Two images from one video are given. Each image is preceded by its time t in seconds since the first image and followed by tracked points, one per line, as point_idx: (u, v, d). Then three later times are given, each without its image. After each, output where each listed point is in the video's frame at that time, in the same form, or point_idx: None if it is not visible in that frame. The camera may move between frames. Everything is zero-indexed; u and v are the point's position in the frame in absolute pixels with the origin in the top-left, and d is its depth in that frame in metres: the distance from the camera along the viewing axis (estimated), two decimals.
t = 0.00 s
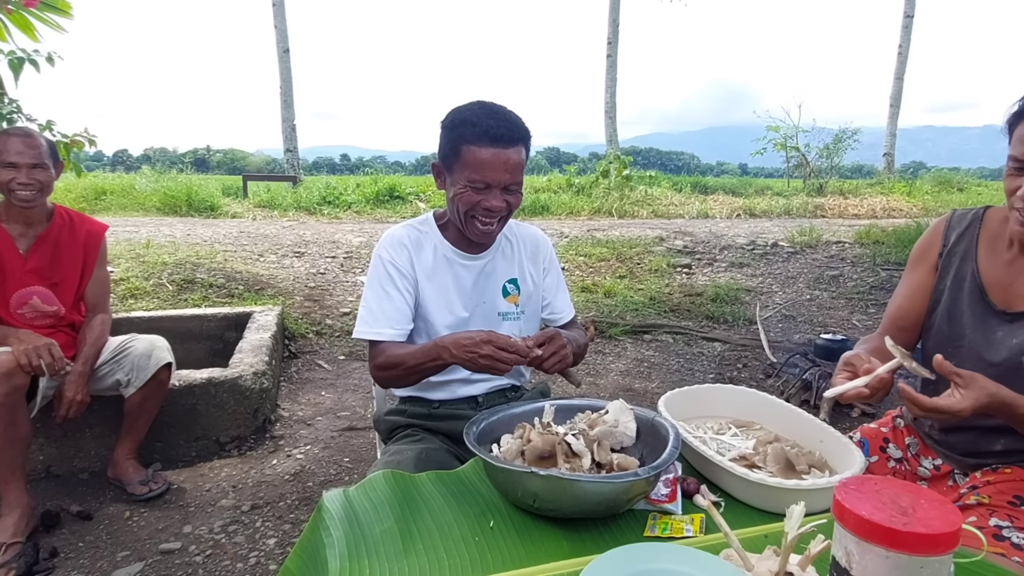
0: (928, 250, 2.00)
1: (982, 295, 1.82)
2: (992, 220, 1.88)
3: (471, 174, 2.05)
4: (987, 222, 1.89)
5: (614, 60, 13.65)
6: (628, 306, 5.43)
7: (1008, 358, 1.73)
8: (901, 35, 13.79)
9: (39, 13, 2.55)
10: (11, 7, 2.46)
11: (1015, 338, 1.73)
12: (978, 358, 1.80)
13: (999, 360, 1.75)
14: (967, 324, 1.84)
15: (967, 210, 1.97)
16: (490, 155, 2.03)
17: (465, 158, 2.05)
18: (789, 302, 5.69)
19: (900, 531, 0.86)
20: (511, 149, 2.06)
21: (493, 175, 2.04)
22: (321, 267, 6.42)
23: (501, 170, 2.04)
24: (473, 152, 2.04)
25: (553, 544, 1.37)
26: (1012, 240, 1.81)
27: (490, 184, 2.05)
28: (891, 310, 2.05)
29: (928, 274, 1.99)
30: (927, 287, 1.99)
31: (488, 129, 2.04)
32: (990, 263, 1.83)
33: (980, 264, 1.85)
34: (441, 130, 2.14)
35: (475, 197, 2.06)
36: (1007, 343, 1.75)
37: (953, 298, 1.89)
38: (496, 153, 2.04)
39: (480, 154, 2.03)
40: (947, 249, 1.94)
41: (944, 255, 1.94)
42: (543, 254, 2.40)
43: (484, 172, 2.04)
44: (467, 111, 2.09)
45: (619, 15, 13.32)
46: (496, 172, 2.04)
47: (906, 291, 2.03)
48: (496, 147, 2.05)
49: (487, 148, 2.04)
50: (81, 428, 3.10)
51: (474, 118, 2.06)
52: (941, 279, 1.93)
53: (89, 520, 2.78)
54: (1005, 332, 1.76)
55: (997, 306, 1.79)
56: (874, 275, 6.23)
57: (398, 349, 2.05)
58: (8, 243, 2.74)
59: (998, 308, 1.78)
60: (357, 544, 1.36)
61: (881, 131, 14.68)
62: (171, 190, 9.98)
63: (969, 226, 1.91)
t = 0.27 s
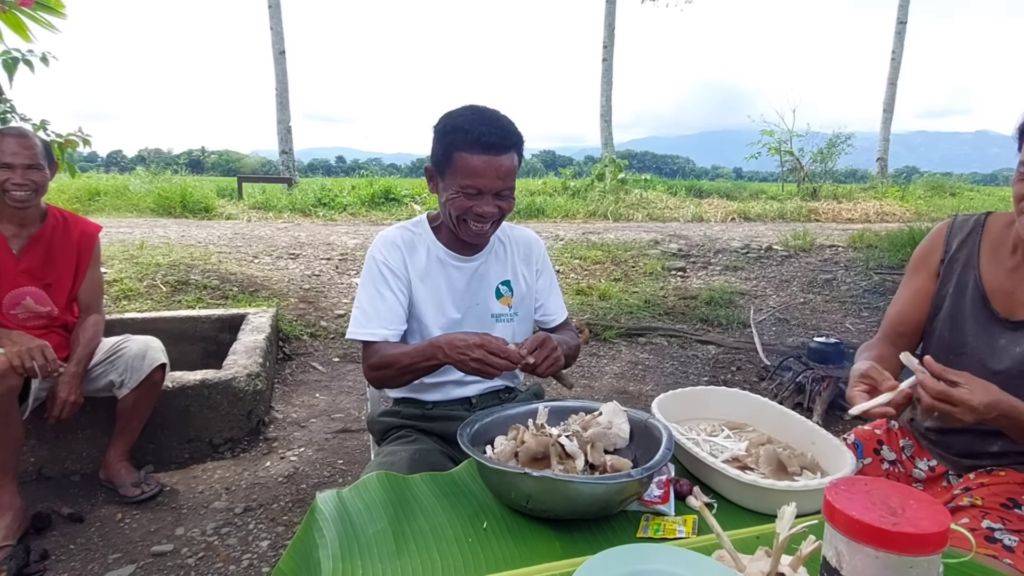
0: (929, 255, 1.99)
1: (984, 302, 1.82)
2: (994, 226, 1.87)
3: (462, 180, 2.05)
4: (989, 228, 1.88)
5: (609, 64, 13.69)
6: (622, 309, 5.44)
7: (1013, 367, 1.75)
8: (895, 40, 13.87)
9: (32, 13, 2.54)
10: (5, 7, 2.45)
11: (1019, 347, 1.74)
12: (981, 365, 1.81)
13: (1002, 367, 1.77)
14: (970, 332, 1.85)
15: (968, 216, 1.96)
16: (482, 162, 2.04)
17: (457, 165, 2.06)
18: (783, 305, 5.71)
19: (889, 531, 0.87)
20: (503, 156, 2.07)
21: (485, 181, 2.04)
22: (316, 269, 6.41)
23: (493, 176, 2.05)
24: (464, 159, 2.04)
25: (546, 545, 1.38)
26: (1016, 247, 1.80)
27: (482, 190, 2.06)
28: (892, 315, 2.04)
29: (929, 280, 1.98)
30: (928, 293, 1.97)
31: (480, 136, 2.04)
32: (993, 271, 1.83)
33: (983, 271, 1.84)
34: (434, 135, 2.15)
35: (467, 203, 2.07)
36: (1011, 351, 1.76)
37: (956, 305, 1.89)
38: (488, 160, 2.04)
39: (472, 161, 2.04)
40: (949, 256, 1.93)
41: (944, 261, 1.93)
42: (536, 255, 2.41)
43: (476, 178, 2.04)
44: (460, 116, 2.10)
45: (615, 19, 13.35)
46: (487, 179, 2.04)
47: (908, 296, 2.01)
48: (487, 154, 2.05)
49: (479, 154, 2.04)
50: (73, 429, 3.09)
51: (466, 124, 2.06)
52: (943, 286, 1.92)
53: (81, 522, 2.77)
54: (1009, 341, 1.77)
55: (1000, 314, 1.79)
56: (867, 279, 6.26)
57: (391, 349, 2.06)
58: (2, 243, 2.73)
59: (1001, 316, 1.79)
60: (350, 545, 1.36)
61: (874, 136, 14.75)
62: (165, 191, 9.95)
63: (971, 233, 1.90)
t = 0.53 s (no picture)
0: (926, 261, 2.00)
1: (982, 308, 1.83)
2: (992, 231, 1.88)
3: (454, 184, 2.05)
4: (986, 234, 1.89)
5: (605, 65, 13.71)
6: (618, 310, 5.45)
7: (1010, 374, 1.76)
8: (889, 43, 13.94)
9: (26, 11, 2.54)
10: None
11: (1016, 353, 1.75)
12: (979, 371, 1.83)
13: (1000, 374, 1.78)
14: (967, 337, 1.86)
15: (967, 219, 1.97)
16: (473, 166, 2.04)
17: (449, 168, 2.06)
18: (777, 307, 5.73)
19: (881, 531, 0.87)
20: (495, 159, 2.07)
21: (477, 184, 2.04)
22: (311, 269, 6.40)
23: (485, 180, 2.05)
24: (456, 162, 2.04)
25: (540, 545, 1.38)
26: (1013, 253, 1.80)
27: (474, 194, 2.05)
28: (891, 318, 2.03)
29: (925, 285, 1.99)
30: (926, 298, 1.98)
31: (472, 140, 2.04)
32: (991, 277, 1.83)
33: (980, 277, 1.85)
34: (427, 138, 2.15)
35: (459, 206, 2.07)
36: (1008, 358, 1.77)
37: (953, 311, 1.90)
38: (480, 164, 2.04)
39: (463, 165, 2.04)
40: (946, 261, 1.93)
41: (941, 267, 1.94)
42: (530, 255, 2.41)
43: (468, 182, 2.04)
44: (452, 120, 2.10)
45: (610, 20, 13.37)
46: (479, 182, 2.04)
47: (904, 300, 2.02)
48: (479, 157, 2.05)
49: (470, 158, 2.04)
50: (66, 430, 3.08)
51: (458, 128, 2.06)
52: (940, 292, 1.93)
53: (73, 523, 2.76)
54: (1005, 348, 1.78)
55: (997, 320, 1.80)
56: (861, 280, 6.29)
57: (385, 348, 2.05)
58: None
59: (999, 322, 1.80)
60: (343, 545, 1.36)
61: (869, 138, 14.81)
62: (159, 191, 9.92)
63: (968, 239, 1.91)
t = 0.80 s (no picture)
0: (925, 267, 1.99)
1: (982, 316, 1.83)
2: (991, 238, 1.88)
3: (450, 186, 2.05)
4: (986, 240, 1.89)
5: (603, 67, 13.73)
6: (615, 310, 5.45)
7: (1009, 383, 1.77)
8: (885, 45, 13.99)
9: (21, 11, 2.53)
10: None
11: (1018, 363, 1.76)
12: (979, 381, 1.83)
13: (1000, 383, 1.79)
14: (967, 345, 1.86)
15: (966, 223, 1.96)
16: (469, 168, 2.03)
17: (444, 170, 2.05)
18: (775, 308, 5.73)
19: (876, 532, 0.87)
20: (491, 161, 2.06)
21: (472, 187, 2.04)
22: (308, 270, 6.39)
23: (480, 182, 2.04)
24: (451, 165, 2.04)
25: (536, 546, 1.38)
26: (1014, 261, 1.80)
27: (470, 196, 2.05)
28: (890, 325, 2.03)
29: (924, 291, 1.98)
30: (924, 304, 1.98)
31: (467, 142, 2.04)
32: (991, 284, 1.83)
33: (981, 285, 1.85)
34: (422, 139, 2.14)
35: (455, 208, 2.07)
36: (1008, 368, 1.78)
37: (954, 318, 1.90)
38: (475, 166, 2.04)
39: (459, 167, 2.03)
40: (946, 267, 1.93)
41: (942, 273, 1.94)
42: (526, 256, 2.41)
43: (464, 184, 2.04)
44: (448, 122, 2.09)
45: (608, 21, 13.39)
46: (475, 185, 2.04)
47: (901, 306, 2.02)
48: (475, 160, 2.04)
49: (466, 160, 2.04)
50: (61, 431, 3.07)
51: (453, 130, 2.06)
52: (940, 298, 1.93)
53: (68, 525, 2.75)
54: (1007, 357, 1.78)
55: (998, 328, 1.81)
56: (857, 281, 6.30)
57: (383, 350, 2.05)
58: None
59: (999, 331, 1.80)
60: (339, 547, 1.36)
61: (865, 139, 14.86)
62: (156, 191, 9.90)
63: (968, 245, 1.90)
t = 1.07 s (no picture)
0: (928, 271, 1.97)
1: (987, 323, 1.82)
2: (995, 242, 1.85)
3: (451, 185, 2.05)
4: (990, 243, 1.86)
5: (601, 66, 13.74)
6: (614, 310, 5.45)
7: (1015, 391, 1.78)
8: (883, 44, 14.02)
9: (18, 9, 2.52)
10: None
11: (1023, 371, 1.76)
12: (984, 387, 1.83)
13: (1005, 390, 1.79)
14: (971, 352, 1.85)
15: (970, 224, 1.93)
16: (469, 167, 2.03)
17: (444, 169, 2.05)
18: (773, 307, 5.74)
19: (879, 529, 0.87)
20: (492, 159, 2.06)
21: (473, 185, 2.04)
22: (307, 269, 6.39)
23: (481, 180, 2.04)
24: (452, 164, 2.04)
25: (537, 545, 1.37)
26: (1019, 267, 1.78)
27: (470, 195, 2.05)
28: (893, 329, 2.04)
29: (927, 296, 1.97)
30: (927, 309, 1.97)
31: (467, 141, 2.04)
32: (996, 290, 1.81)
33: (986, 290, 1.83)
34: (422, 138, 2.14)
35: (456, 207, 2.07)
36: (1014, 375, 1.78)
37: (958, 324, 1.88)
38: (476, 165, 2.04)
39: (460, 166, 2.03)
40: (950, 272, 1.91)
41: (945, 278, 1.92)
42: (526, 255, 2.41)
43: (464, 183, 2.04)
44: (448, 121, 2.09)
45: (606, 21, 13.39)
46: (475, 183, 2.04)
47: (905, 310, 2.01)
48: (475, 158, 2.04)
49: (466, 159, 2.04)
50: (59, 430, 3.06)
51: (453, 129, 2.06)
52: (943, 303, 1.92)
53: (67, 525, 2.74)
54: (1013, 364, 1.78)
55: (1003, 335, 1.80)
56: (856, 281, 6.31)
57: (381, 352, 2.06)
58: None
59: (1005, 338, 1.79)
60: (340, 546, 1.35)
61: (863, 139, 14.88)
62: (154, 191, 9.89)
63: (972, 249, 1.88)
